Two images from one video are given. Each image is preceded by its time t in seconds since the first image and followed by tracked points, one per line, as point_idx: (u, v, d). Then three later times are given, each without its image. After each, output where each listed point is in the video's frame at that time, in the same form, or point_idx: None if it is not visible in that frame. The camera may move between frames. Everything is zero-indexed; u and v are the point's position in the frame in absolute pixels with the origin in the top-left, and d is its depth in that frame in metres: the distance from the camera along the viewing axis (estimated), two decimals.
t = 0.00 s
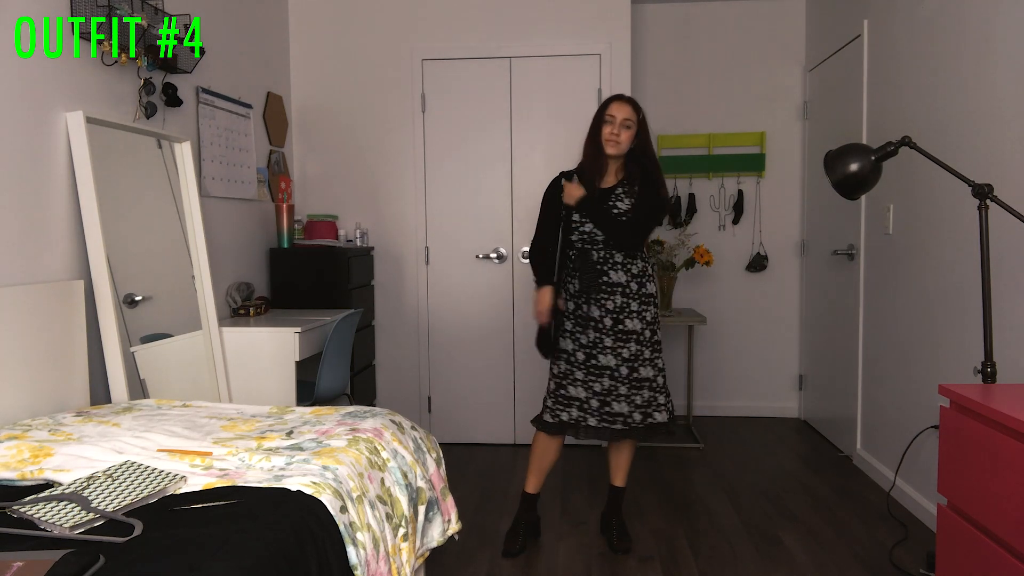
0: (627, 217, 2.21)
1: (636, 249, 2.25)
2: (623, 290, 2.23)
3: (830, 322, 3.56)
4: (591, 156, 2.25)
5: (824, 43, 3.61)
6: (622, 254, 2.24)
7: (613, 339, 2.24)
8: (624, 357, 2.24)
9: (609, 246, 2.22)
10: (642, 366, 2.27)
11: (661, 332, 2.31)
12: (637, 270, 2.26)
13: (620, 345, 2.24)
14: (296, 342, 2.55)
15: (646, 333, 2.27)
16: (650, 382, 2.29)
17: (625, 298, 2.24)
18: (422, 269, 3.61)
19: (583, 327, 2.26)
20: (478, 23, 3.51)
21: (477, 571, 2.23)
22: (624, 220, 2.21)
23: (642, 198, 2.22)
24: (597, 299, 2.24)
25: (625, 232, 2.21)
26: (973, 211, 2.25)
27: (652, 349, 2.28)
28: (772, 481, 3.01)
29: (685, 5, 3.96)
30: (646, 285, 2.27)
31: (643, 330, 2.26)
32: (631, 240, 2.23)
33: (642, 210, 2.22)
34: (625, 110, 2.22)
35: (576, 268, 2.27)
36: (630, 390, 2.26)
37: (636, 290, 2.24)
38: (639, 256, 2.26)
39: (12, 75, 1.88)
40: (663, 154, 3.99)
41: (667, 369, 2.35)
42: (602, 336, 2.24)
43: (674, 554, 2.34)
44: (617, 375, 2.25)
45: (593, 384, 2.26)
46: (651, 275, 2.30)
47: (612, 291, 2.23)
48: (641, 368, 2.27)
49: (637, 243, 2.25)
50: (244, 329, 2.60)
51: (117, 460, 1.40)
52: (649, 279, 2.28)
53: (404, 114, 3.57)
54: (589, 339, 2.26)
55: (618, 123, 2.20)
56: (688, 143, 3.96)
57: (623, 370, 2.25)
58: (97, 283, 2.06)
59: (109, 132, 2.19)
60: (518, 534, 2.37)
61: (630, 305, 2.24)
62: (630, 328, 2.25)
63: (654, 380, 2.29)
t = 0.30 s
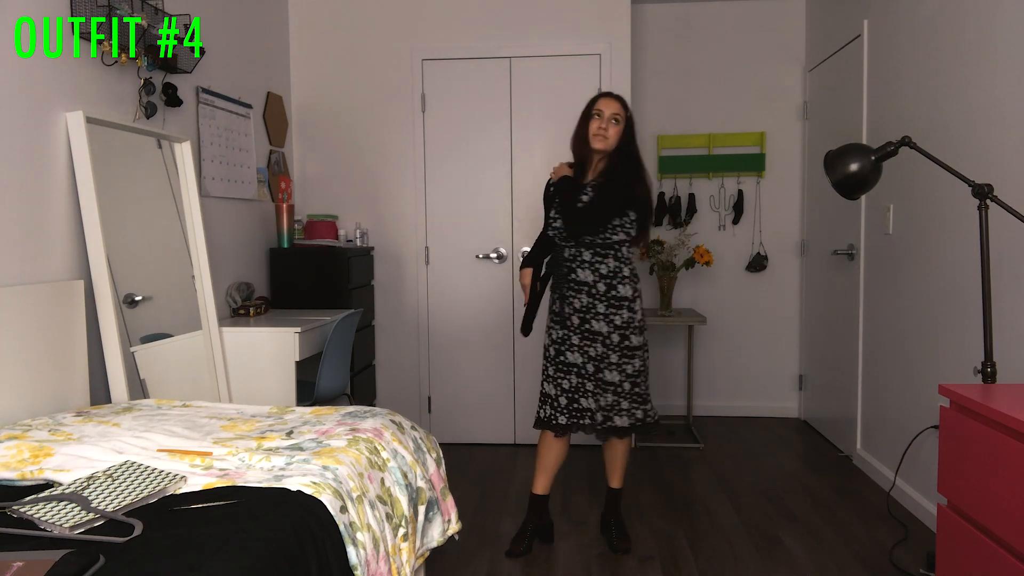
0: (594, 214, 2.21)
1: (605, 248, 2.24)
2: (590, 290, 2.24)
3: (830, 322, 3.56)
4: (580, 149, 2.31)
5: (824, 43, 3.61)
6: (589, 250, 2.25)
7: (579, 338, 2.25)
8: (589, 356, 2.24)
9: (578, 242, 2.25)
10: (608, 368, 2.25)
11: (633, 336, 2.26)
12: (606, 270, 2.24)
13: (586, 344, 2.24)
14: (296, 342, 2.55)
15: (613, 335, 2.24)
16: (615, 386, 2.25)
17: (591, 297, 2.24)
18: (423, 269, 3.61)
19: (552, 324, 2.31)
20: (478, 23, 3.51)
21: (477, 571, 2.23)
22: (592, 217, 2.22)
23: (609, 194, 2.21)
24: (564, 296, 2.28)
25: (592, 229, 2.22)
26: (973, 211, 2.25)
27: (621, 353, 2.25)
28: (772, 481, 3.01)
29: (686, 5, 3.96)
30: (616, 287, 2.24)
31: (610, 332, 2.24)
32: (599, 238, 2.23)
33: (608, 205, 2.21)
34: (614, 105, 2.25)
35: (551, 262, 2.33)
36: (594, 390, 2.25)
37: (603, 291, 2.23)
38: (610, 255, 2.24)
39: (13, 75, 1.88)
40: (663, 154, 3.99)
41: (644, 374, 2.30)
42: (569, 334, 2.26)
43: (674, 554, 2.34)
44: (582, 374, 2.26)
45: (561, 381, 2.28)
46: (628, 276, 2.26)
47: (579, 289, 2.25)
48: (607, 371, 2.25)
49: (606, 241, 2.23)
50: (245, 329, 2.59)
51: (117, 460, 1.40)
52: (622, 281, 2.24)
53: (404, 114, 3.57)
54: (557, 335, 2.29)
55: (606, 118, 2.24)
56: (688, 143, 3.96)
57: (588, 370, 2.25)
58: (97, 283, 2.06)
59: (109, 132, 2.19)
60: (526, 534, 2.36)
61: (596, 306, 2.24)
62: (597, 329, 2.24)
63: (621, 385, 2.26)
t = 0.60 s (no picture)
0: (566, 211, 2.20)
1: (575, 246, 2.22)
2: (555, 287, 2.23)
3: (830, 322, 3.56)
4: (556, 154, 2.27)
5: (824, 43, 3.61)
6: (559, 247, 2.23)
7: (544, 335, 2.25)
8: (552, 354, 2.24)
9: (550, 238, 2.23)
10: (566, 370, 2.24)
11: (595, 340, 2.25)
12: (574, 267, 2.22)
13: (550, 342, 2.24)
14: (296, 342, 2.55)
15: (573, 336, 2.23)
16: (574, 389, 2.24)
17: (556, 295, 2.23)
18: (422, 269, 3.61)
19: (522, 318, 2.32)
20: (478, 23, 3.51)
21: (477, 571, 2.23)
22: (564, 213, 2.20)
23: (581, 192, 2.20)
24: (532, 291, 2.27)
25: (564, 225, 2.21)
26: (973, 211, 2.25)
27: (580, 356, 2.24)
28: (772, 481, 3.01)
29: (686, 5, 3.96)
30: (582, 287, 2.23)
31: (571, 333, 2.23)
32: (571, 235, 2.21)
33: (580, 202, 2.20)
34: (591, 109, 2.23)
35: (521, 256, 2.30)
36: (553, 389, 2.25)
37: (568, 290, 2.22)
38: (578, 254, 2.22)
39: (13, 75, 1.88)
40: (663, 154, 3.99)
41: (605, 380, 2.27)
42: (536, 329, 2.27)
43: (674, 554, 2.34)
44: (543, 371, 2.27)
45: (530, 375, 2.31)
46: (595, 277, 2.24)
47: (545, 285, 2.24)
48: (565, 372, 2.24)
49: (577, 239, 2.22)
50: (245, 329, 2.59)
51: (117, 460, 1.40)
52: (588, 281, 2.23)
53: (404, 114, 3.57)
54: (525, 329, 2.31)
55: (588, 124, 2.22)
56: (688, 143, 3.96)
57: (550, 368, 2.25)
58: (97, 283, 2.07)
59: (109, 132, 2.19)
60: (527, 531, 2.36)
61: (560, 305, 2.23)
62: (560, 328, 2.23)
63: (578, 390, 2.24)
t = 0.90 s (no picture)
0: (548, 214, 2.21)
1: (556, 248, 2.22)
2: (534, 288, 2.23)
3: (830, 322, 3.56)
4: (538, 161, 2.27)
5: (824, 43, 3.61)
6: (540, 249, 2.24)
7: (518, 336, 2.25)
8: (524, 355, 2.24)
9: (532, 241, 2.24)
10: (536, 372, 2.23)
11: (566, 344, 2.23)
12: (553, 269, 2.22)
13: (524, 342, 2.24)
14: (296, 342, 2.55)
15: (547, 338, 2.22)
16: (540, 393, 2.23)
17: (534, 296, 2.23)
18: (422, 269, 3.61)
19: (500, 317, 2.32)
20: (478, 23, 3.51)
21: (477, 571, 2.23)
22: (547, 216, 2.21)
23: (563, 196, 2.22)
24: (511, 291, 2.28)
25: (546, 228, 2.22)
26: (973, 211, 2.25)
27: (551, 359, 2.23)
28: (772, 481, 3.01)
29: (686, 5, 3.96)
30: (559, 290, 2.22)
31: (546, 335, 2.22)
32: (553, 238, 2.22)
33: (563, 205, 2.22)
34: (574, 117, 2.23)
35: (504, 256, 2.33)
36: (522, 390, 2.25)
37: (546, 291, 2.22)
38: (558, 255, 2.23)
39: (13, 75, 1.88)
40: (663, 154, 3.99)
41: (572, 386, 2.26)
42: (513, 329, 2.27)
43: (674, 554, 2.34)
44: (515, 371, 2.27)
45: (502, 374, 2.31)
46: (572, 280, 2.24)
47: (524, 286, 2.24)
48: (534, 374, 2.23)
49: (557, 241, 2.23)
50: (245, 329, 2.59)
51: (117, 460, 1.40)
52: (566, 284, 2.23)
53: (404, 114, 3.57)
54: (501, 328, 2.31)
55: (572, 133, 2.22)
56: (688, 143, 3.96)
57: (521, 368, 2.25)
58: (97, 284, 2.07)
59: (109, 132, 2.19)
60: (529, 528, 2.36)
61: (537, 306, 2.22)
62: (534, 329, 2.23)
63: (545, 393, 2.23)
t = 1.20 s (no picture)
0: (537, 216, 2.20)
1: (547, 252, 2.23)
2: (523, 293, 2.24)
3: (830, 322, 3.56)
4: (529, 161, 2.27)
5: (824, 43, 3.61)
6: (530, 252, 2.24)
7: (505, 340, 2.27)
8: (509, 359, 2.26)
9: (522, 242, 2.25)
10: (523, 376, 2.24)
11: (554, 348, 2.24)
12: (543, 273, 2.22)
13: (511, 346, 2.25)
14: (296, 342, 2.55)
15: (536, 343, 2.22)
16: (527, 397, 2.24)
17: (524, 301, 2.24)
18: (422, 269, 3.61)
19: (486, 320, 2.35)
20: (478, 23, 3.51)
21: (477, 571, 2.23)
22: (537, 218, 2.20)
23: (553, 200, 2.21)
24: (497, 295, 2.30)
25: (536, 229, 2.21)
26: (972, 212, 2.25)
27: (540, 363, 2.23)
28: (772, 481, 3.01)
29: (686, 5, 3.96)
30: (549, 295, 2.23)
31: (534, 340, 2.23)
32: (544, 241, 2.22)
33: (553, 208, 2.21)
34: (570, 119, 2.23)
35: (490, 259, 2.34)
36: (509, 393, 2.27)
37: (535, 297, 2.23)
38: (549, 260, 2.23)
39: (13, 75, 1.88)
40: (663, 154, 3.99)
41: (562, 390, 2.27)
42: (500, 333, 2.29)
43: (674, 554, 2.34)
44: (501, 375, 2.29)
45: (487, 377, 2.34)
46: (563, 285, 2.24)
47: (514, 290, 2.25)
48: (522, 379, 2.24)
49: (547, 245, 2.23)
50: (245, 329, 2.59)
51: (117, 460, 1.40)
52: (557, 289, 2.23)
53: (404, 114, 3.57)
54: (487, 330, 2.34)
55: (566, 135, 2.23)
56: (688, 143, 3.96)
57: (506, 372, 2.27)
58: (97, 284, 2.07)
59: (109, 133, 2.19)
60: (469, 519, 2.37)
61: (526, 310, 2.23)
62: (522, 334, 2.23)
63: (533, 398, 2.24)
